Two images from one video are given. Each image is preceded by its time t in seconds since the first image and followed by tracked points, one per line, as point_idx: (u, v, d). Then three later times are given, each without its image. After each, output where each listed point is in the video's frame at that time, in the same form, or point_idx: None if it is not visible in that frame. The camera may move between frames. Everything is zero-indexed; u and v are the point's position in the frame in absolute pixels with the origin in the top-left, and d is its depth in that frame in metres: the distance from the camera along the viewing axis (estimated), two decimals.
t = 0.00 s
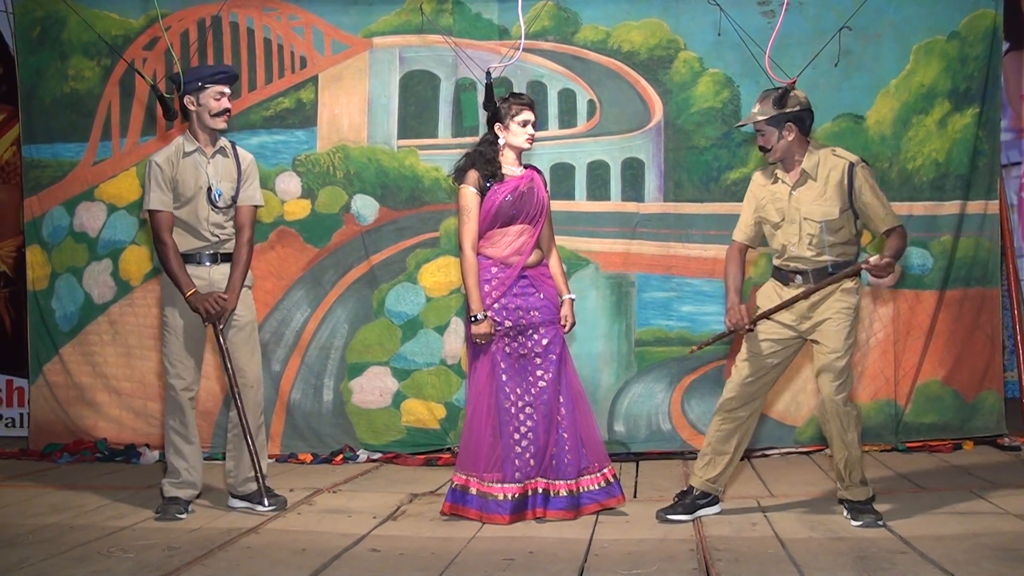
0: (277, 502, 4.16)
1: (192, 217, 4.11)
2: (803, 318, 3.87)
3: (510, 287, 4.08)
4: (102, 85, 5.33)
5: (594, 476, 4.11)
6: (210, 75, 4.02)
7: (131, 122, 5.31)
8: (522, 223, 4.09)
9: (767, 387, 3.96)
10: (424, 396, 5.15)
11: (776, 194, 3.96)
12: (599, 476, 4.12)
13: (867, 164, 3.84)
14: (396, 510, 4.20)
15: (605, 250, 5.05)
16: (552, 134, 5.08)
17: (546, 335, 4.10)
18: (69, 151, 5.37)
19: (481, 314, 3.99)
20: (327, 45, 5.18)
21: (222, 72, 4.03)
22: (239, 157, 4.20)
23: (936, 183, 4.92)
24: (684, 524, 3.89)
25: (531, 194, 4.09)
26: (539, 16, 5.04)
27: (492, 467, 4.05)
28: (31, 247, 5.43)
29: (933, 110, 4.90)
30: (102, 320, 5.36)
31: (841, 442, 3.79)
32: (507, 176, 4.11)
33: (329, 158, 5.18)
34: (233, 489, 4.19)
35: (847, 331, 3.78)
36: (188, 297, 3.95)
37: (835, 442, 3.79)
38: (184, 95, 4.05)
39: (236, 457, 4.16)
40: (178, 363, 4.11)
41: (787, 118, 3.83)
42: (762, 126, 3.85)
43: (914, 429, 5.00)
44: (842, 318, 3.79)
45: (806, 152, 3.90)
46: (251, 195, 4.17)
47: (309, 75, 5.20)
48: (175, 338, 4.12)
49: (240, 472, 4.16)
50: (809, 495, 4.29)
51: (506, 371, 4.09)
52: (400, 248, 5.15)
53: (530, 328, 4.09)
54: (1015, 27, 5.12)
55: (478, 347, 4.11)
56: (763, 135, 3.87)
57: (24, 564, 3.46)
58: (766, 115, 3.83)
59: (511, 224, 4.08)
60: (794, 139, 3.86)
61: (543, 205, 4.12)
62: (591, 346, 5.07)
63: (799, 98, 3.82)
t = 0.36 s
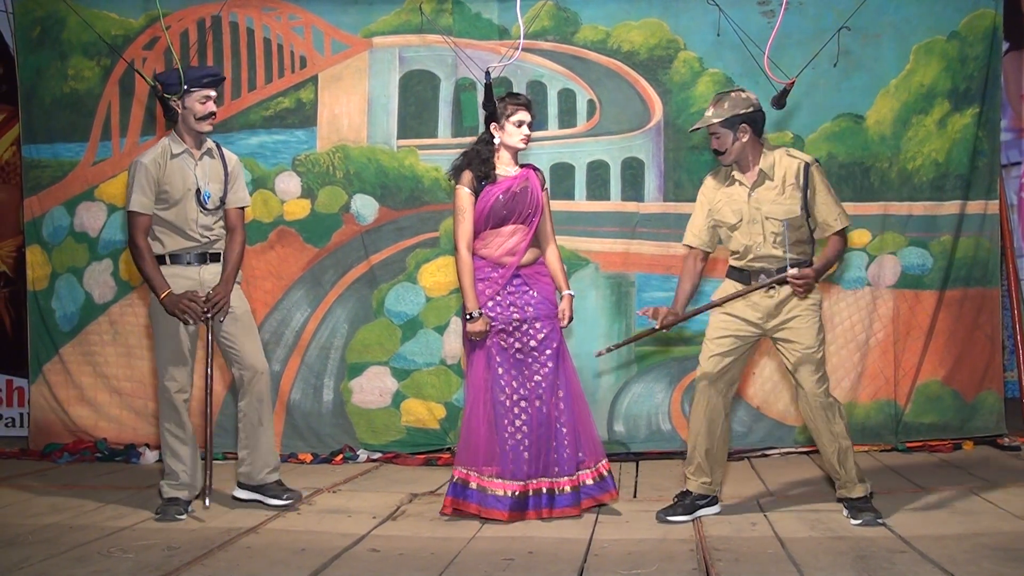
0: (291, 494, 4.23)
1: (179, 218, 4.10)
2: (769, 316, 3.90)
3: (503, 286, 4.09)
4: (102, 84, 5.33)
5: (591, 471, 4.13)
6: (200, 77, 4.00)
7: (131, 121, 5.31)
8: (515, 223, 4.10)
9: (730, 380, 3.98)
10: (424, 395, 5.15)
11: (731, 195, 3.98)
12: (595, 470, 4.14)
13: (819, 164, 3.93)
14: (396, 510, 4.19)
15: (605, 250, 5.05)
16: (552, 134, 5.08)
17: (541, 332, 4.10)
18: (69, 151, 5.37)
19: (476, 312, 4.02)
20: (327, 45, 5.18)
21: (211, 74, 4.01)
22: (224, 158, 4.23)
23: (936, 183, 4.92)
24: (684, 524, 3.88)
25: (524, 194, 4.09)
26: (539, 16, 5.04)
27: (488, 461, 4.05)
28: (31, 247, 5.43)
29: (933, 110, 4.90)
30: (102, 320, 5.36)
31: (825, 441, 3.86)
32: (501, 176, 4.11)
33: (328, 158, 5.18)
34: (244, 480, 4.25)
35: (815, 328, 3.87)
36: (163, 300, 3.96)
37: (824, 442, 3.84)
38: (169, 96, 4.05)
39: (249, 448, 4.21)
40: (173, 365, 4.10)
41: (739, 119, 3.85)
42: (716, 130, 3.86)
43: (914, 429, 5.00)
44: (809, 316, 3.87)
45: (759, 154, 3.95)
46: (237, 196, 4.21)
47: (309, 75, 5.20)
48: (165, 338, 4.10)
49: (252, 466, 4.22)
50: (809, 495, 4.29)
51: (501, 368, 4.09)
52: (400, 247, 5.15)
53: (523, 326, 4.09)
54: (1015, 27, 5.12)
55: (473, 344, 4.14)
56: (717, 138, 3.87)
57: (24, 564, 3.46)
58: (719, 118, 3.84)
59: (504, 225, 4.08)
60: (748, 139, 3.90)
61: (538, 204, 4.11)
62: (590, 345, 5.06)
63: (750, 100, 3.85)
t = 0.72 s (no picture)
0: (320, 502, 4.10)
1: (188, 216, 4.06)
2: (746, 324, 3.87)
3: (495, 286, 4.24)
4: (101, 84, 5.32)
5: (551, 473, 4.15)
6: (207, 76, 3.99)
7: (130, 121, 5.31)
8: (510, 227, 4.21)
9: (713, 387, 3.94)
10: (424, 395, 5.15)
11: (702, 212, 3.99)
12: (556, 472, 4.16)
13: (789, 181, 3.92)
14: (395, 510, 4.19)
15: (604, 249, 5.05)
16: (551, 134, 5.08)
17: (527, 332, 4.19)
18: (68, 150, 5.37)
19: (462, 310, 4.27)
20: (326, 44, 5.18)
21: (218, 73, 4.00)
22: (234, 156, 4.19)
23: (935, 183, 4.92)
24: (684, 524, 3.88)
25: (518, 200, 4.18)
26: (539, 16, 5.04)
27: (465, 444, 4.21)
28: (30, 247, 5.43)
29: (933, 110, 4.90)
30: (101, 319, 5.35)
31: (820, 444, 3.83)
32: (500, 183, 4.26)
33: (328, 158, 5.18)
34: (271, 493, 4.13)
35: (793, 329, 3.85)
36: (170, 295, 3.95)
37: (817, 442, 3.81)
38: (179, 95, 4.03)
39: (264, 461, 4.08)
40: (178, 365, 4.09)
41: (710, 136, 3.85)
42: (686, 146, 3.86)
43: (914, 428, 5.00)
44: (785, 322, 3.85)
45: (731, 171, 3.95)
46: (248, 194, 4.16)
47: (308, 74, 5.20)
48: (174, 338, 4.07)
49: (271, 477, 4.09)
50: (809, 495, 4.28)
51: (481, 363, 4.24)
52: (400, 247, 5.15)
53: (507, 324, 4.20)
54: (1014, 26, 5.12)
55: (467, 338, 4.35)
56: (689, 153, 3.87)
57: (23, 564, 3.45)
58: (691, 135, 3.83)
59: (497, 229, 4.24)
60: (718, 157, 3.88)
61: (532, 209, 4.17)
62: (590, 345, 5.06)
63: (722, 117, 3.86)
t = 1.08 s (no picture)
0: (320, 508, 4.08)
1: (219, 215, 4.08)
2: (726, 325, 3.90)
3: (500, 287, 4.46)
4: (100, 85, 5.33)
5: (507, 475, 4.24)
6: (243, 72, 4.03)
7: (129, 121, 5.31)
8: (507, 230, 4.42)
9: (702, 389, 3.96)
10: (424, 395, 5.15)
11: (686, 207, 4.00)
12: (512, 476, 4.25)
13: (771, 177, 3.92)
14: (395, 510, 4.19)
15: (604, 250, 5.05)
16: (551, 135, 5.09)
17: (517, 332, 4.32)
18: (68, 151, 5.37)
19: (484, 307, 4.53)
20: (326, 45, 5.18)
21: (254, 69, 4.04)
22: (266, 156, 4.18)
23: (935, 183, 4.92)
24: (683, 524, 3.88)
25: (513, 203, 4.37)
26: (538, 16, 5.04)
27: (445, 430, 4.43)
28: (29, 247, 5.42)
29: (932, 110, 4.90)
30: (101, 320, 5.36)
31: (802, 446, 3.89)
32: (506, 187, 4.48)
33: (327, 158, 5.18)
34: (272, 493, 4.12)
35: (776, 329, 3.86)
36: (204, 294, 3.93)
37: (800, 444, 3.87)
38: (215, 91, 4.04)
39: (270, 461, 4.10)
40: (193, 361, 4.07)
41: (699, 129, 3.89)
42: (675, 135, 3.91)
43: (913, 429, 5.00)
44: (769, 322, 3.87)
45: (713, 164, 3.97)
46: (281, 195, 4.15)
47: (308, 75, 5.19)
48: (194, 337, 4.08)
49: (274, 477, 4.10)
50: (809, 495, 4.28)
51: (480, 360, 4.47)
52: (400, 247, 5.15)
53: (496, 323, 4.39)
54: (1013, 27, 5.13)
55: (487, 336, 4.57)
56: (674, 144, 3.92)
57: (23, 564, 3.45)
58: (679, 123, 3.88)
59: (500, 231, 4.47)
60: (703, 150, 3.92)
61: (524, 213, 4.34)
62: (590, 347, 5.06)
63: (712, 112, 3.88)
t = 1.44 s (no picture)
0: (320, 508, 4.07)
1: (233, 216, 4.09)
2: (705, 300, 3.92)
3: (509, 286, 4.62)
4: (100, 85, 5.32)
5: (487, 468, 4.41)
6: (263, 74, 4.03)
7: (129, 121, 5.31)
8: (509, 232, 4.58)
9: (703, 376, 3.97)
10: (423, 396, 5.15)
11: (669, 177, 4.07)
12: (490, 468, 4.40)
13: (754, 150, 3.97)
14: (394, 510, 4.19)
15: (603, 250, 5.05)
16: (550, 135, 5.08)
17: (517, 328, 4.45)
18: (67, 151, 5.37)
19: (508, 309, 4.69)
20: (325, 45, 5.17)
21: (273, 71, 4.04)
22: (279, 158, 4.20)
23: (934, 183, 4.92)
24: (683, 524, 3.88)
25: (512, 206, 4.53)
26: (538, 16, 5.04)
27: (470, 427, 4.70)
28: (28, 247, 5.42)
29: (932, 110, 4.90)
30: (100, 319, 5.36)
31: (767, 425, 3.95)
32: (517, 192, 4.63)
33: (327, 158, 5.18)
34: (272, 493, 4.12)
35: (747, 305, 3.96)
36: (230, 297, 3.90)
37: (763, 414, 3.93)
38: (234, 92, 4.05)
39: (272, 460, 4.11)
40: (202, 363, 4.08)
41: (682, 100, 3.94)
42: (658, 105, 3.96)
43: (912, 429, 4.99)
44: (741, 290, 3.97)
45: (697, 136, 4.02)
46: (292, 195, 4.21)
47: (308, 75, 5.19)
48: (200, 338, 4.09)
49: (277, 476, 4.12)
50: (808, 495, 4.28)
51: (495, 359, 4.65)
52: (399, 247, 5.15)
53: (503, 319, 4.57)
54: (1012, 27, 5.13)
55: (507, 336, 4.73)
56: (657, 115, 3.97)
57: (22, 564, 3.45)
58: (663, 94, 3.93)
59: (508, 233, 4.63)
60: (687, 121, 3.97)
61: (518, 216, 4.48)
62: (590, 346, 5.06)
63: (696, 84, 3.93)
